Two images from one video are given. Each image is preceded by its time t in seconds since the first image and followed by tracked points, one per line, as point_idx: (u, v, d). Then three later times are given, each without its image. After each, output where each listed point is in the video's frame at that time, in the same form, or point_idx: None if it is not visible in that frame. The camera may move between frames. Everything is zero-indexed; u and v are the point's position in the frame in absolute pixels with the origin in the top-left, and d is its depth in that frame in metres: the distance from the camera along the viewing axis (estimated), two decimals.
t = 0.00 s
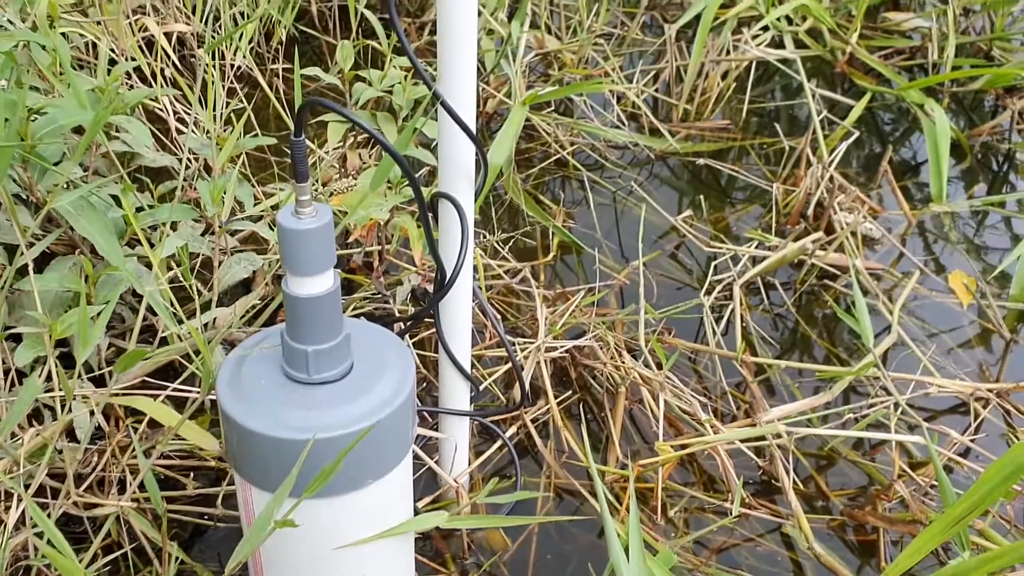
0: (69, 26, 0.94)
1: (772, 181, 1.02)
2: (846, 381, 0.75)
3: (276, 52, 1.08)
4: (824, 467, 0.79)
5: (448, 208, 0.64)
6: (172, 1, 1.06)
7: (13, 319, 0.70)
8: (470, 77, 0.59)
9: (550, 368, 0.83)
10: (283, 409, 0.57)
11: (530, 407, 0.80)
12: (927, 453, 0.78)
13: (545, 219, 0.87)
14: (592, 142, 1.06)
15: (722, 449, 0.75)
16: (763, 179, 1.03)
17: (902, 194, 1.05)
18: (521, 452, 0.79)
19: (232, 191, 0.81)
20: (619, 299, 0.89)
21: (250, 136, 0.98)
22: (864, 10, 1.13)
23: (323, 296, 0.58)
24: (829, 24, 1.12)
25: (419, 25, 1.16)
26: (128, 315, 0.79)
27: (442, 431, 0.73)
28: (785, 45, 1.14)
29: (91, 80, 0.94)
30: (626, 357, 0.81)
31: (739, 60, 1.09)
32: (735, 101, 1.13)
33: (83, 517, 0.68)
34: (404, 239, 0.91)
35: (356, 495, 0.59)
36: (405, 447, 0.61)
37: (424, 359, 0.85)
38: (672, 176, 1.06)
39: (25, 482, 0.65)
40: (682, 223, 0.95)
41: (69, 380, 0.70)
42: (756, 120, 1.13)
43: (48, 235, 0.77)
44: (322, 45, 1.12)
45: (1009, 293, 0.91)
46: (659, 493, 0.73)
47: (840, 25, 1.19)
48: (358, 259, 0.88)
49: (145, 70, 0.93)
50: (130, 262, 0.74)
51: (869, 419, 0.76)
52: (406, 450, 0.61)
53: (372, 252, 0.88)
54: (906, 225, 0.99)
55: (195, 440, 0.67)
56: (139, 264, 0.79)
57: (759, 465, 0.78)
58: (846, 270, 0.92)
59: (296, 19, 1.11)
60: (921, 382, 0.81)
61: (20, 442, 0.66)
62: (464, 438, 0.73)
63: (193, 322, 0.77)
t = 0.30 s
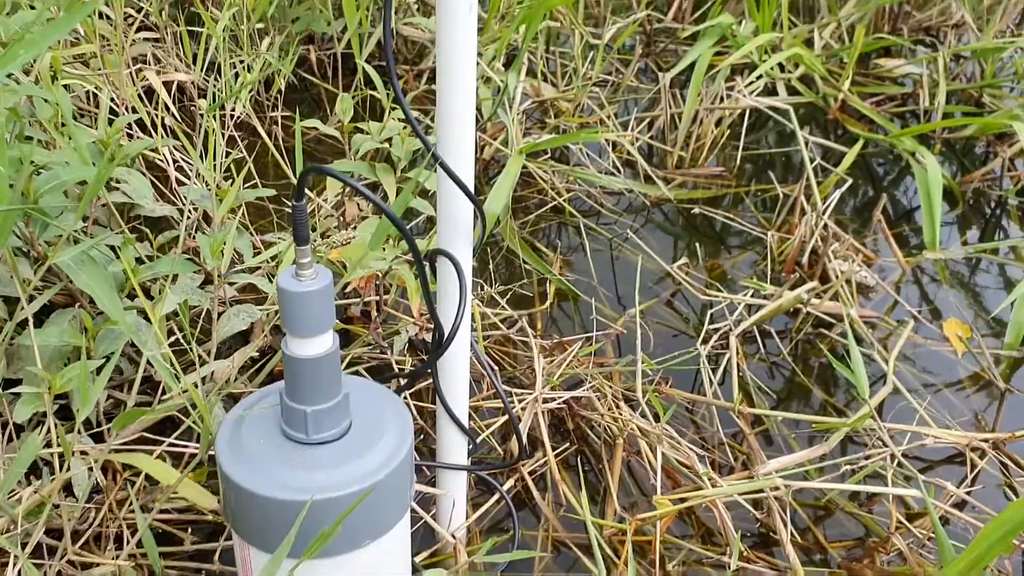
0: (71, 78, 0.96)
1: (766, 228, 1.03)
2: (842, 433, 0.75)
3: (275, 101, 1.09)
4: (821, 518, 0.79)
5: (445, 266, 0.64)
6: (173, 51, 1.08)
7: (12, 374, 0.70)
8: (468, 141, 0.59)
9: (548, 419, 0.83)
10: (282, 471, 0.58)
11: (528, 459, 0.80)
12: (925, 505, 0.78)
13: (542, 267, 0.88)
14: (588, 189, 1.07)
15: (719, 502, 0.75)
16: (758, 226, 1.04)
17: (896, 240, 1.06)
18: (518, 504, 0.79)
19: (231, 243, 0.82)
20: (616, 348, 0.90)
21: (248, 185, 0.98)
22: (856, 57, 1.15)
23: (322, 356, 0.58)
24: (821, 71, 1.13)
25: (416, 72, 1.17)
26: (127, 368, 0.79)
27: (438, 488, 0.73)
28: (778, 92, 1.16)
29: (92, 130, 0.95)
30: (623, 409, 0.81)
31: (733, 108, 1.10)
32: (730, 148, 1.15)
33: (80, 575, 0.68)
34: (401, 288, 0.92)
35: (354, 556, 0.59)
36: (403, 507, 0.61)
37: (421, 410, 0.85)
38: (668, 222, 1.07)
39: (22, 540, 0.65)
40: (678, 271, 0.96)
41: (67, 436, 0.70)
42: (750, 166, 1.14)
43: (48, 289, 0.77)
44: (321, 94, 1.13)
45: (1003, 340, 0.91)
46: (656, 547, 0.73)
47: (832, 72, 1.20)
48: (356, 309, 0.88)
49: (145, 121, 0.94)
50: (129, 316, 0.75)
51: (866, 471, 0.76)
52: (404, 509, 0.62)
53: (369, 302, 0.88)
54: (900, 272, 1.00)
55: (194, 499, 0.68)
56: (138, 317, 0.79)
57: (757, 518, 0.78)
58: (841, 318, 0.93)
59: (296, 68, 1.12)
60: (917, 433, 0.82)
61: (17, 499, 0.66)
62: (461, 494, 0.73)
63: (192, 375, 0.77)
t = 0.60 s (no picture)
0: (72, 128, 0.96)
1: (763, 275, 1.03)
2: (840, 486, 0.75)
3: (274, 148, 1.10)
4: (820, 571, 0.79)
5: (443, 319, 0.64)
6: (174, 100, 1.09)
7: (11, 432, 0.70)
8: (465, 194, 0.60)
9: (545, 471, 0.83)
10: (280, 535, 0.58)
11: (525, 512, 0.80)
12: (923, 557, 0.78)
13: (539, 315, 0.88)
14: (585, 235, 1.08)
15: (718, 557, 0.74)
16: (754, 271, 1.04)
17: (892, 286, 1.07)
18: (516, 558, 0.79)
19: (230, 295, 0.82)
20: (613, 397, 0.90)
21: (246, 233, 0.99)
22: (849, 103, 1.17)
23: (320, 419, 0.59)
24: (815, 117, 1.15)
25: (414, 118, 1.18)
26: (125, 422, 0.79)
27: (435, 546, 0.73)
28: (773, 137, 1.17)
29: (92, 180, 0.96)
30: (621, 461, 0.81)
31: (728, 154, 1.11)
32: (725, 193, 1.15)
33: None
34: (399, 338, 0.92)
35: None
36: (400, 569, 0.62)
37: (419, 462, 0.84)
38: (665, 268, 1.07)
39: None
40: (675, 318, 0.96)
41: (64, 494, 0.70)
42: (746, 211, 1.15)
43: (48, 344, 0.78)
44: (319, 140, 1.14)
45: (999, 388, 0.91)
46: None
47: (826, 117, 1.22)
48: (354, 360, 0.88)
49: (145, 171, 0.95)
50: (128, 371, 0.75)
51: (864, 524, 0.76)
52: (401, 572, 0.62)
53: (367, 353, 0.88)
54: (895, 319, 1.00)
55: (192, 559, 0.68)
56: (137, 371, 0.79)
57: (756, 571, 0.78)
58: (838, 366, 0.93)
59: (295, 116, 1.13)
60: (915, 484, 0.82)
61: (13, 560, 0.66)
62: (459, 552, 0.73)
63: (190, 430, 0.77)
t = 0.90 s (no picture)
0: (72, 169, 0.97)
1: (760, 314, 1.03)
2: (839, 530, 0.75)
3: (273, 187, 1.11)
4: None
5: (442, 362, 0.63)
6: (173, 139, 1.09)
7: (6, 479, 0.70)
8: (463, 232, 0.59)
9: (543, 515, 0.82)
10: None
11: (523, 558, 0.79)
12: None
13: (537, 355, 0.88)
14: (583, 273, 1.08)
15: None
16: (752, 310, 1.04)
17: (889, 324, 1.07)
18: None
19: (227, 338, 0.82)
20: (612, 439, 0.89)
21: (245, 274, 0.99)
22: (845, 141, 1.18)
23: (317, 470, 0.59)
24: (811, 155, 1.15)
25: (413, 156, 1.19)
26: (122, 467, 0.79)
27: None
28: (770, 175, 1.18)
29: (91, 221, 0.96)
30: (619, 504, 0.81)
31: (725, 192, 1.12)
32: (722, 231, 1.16)
33: None
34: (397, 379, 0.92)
35: None
36: None
37: (416, 506, 0.84)
38: (662, 306, 1.07)
39: None
40: (673, 358, 0.96)
41: (59, 542, 0.69)
42: (743, 248, 1.15)
43: (45, 389, 0.78)
44: (318, 179, 1.14)
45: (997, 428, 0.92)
46: None
47: (821, 155, 1.23)
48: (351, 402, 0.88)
49: (144, 212, 0.95)
50: (124, 416, 0.75)
51: (864, 568, 0.75)
52: None
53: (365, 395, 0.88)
54: (893, 358, 1.00)
55: None
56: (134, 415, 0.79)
57: None
58: (837, 406, 0.93)
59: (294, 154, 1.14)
60: (915, 527, 0.81)
61: None
62: None
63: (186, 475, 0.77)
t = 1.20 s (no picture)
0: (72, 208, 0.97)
1: (759, 351, 1.03)
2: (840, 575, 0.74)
3: (272, 224, 1.11)
4: None
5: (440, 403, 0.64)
6: (173, 176, 1.10)
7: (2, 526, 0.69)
8: (463, 269, 0.59)
9: (543, 558, 0.81)
10: None
11: None
12: None
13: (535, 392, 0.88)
14: (582, 309, 1.07)
15: None
16: (751, 347, 1.05)
17: (888, 361, 1.07)
18: None
19: (225, 380, 0.82)
20: (612, 480, 0.89)
21: (244, 313, 0.99)
22: (842, 177, 1.18)
23: (316, 522, 0.58)
24: (808, 191, 1.16)
25: (412, 191, 1.19)
26: (119, 512, 0.78)
27: None
28: (768, 210, 1.18)
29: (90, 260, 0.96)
30: (619, 547, 0.80)
31: (723, 228, 1.12)
32: (721, 266, 1.16)
33: None
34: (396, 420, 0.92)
35: None
36: None
37: (414, 549, 0.82)
38: (661, 343, 1.07)
39: None
40: (672, 397, 0.95)
41: None
42: (741, 284, 1.15)
43: (43, 433, 0.77)
44: (317, 216, 1.14)
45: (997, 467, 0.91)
46: None
47: (819, 190, 1.23)
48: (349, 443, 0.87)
49: (144, 251, 0.95)
50: (121, 460, 0.74)
51: None
52: None
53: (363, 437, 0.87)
54: (892, 396, 1.00)
55: None
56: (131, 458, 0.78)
57: None
58: (837, 446, 0.92)
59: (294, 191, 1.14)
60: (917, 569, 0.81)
61: None
62: None
63: (183, 519, 0.76)
